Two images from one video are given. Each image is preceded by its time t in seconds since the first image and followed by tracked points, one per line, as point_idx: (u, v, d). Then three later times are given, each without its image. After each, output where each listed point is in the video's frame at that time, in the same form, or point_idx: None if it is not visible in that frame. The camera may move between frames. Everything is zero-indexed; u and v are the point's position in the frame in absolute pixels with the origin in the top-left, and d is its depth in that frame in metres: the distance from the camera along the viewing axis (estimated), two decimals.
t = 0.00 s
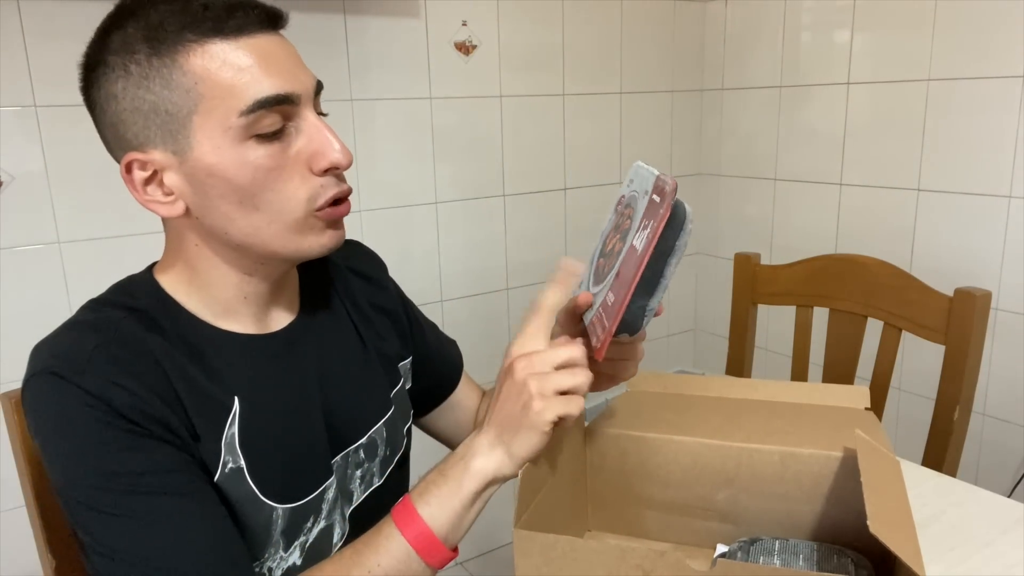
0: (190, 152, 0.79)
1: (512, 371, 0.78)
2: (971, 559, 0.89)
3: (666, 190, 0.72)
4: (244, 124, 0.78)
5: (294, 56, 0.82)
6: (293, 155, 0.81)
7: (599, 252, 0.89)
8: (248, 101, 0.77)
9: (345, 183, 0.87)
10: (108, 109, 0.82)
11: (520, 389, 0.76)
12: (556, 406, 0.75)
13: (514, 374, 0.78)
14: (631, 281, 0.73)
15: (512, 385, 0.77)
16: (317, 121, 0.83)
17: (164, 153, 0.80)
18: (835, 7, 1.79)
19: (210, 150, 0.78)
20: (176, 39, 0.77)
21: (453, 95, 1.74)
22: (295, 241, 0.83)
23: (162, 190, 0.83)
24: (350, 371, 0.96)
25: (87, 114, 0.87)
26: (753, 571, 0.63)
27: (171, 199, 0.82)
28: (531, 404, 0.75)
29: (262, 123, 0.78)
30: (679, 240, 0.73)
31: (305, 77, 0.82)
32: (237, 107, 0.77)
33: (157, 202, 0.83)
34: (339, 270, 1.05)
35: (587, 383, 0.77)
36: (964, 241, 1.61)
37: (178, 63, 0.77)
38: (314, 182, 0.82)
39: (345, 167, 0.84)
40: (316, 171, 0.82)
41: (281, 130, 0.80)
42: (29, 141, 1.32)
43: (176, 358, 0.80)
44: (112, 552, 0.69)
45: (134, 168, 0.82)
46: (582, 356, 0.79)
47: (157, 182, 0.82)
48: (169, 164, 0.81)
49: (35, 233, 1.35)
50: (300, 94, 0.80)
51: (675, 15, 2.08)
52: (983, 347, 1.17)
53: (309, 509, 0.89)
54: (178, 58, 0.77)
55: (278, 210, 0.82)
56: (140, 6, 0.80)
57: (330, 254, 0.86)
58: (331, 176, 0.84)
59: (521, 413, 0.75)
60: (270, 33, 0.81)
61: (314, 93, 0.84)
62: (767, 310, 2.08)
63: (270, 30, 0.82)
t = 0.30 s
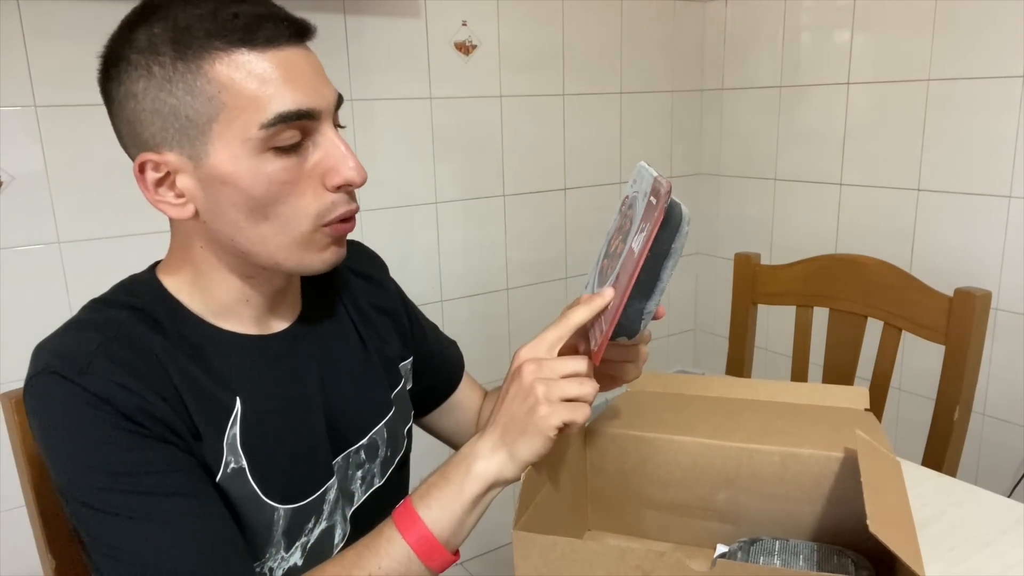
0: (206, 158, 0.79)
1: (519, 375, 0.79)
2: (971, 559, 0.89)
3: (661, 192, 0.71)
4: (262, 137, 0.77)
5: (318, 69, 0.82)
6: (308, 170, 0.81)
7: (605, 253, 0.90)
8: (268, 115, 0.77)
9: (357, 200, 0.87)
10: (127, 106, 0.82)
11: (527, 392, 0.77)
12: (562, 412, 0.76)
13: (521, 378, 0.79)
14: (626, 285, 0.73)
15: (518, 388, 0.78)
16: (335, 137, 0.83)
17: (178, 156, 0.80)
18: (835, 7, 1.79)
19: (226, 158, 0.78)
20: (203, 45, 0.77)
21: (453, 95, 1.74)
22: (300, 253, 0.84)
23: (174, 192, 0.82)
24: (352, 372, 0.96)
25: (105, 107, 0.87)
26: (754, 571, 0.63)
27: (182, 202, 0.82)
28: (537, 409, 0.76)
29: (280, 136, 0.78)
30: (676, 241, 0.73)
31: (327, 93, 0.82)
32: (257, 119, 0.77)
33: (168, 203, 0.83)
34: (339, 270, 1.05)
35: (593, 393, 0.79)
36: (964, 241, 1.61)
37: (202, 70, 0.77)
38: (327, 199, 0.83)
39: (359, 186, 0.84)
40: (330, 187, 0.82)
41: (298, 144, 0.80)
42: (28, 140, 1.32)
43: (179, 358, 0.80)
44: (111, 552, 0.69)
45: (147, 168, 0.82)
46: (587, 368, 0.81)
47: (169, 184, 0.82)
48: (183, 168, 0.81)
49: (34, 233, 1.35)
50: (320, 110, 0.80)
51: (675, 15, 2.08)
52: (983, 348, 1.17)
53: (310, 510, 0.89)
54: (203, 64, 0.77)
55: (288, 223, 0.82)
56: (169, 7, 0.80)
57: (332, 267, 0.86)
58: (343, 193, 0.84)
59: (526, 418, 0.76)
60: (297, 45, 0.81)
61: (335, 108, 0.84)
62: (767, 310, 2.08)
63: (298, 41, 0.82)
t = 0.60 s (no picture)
0: (216, 160, 0.79)
1: (513, 380, 0.80)
2: (971, 559, 0.89)
3: (678, 197, 0.72)
4: (274, 140, 0.78)
5: (329, 72, 0.82)
6: (319, 174, 0.81)
7: (615, 255, 0.91)
8: (281, 118, 0.77)
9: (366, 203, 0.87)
10: (137, 107, 0.82)
11: (522, 396, 0.78)
12: (559, 414, 0.76)
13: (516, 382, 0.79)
14: (638, 288, 0.74)
15: (513, 393, 0.79)
16: (346, 140, 0.83)
17: (189, 158, 0.80)
18: (835, 7, 1.79)
19: (237, 161, 0.78)
20: (216, 48, 0.77)
21: (453, 95, 1.74)
22: (311, 255, 0.84)
23: (183, 194, 0.82)
24: (353, 374, 0.96)
25: (114, 107, 0.86)
26: (754, 571, 0.63)
27: (192, 204, 0.82)
28: (534, 411, 0.76)
29: (292, 139, 0.78)
30: (691, 247, 0.74)
31: (339, 95, 0.82)
32: (269, 122, 0.77)
33: (178, 205, 0.82)
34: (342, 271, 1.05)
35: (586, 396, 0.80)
36: (964, 241, 1.61)
37: (214, 72, 0.77)
38: (337, 202, 0.83)
39: (369, 189, 0.84)
40: (340, 190, 0.82)
41: (310, 147, 0.80)
42: (28, 140, 1.32)
43: (180, 359, 0.80)
44: (110, 554, 0.69)
45: (157, 170, 0.82)
46: (581, 375, 0.81)
47: (179, 186, 0.82)
48: (194, 170, 0.81)
49: (34, 233, 1.35)
50: (332, 113, 0.80)
51: (675, 15, 2.08)
52: (983, 348, 1.17)
53: (310, 511, 0.89)
54: (215, 66, 0.77)
55: (298, 225, 0.82)
56: (180, 8, 0.80)
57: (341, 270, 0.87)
58: (353, 195, 0.84)
59: (522, 421, 0.76)
60: (309, 47, 0.81)
61: (346, 110, 0.84)
62: (767, 310, 2.08)
63: (309, 43, 0.82)
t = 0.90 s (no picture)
0: (220, 163, 0.79)
1: (511, 387, 0.80)
2: (971, 559, 0.89)
3: (682, 202, 0.72)
4: (278, 145, 0.77)
5: (336, 77, 0.82)
6: (323, 179, 0.81)
7: (618, 257, 0.90)
8: (285, 123, 0.77)
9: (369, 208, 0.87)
10: (142, 108, 0.82)
11: (520, 404, 0.78)
12: (556, 423, 0.76)
13: (514, 390, 0.79)
14: (643, 290, 0.75)
15: (511, 400, 0.79)
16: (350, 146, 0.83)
17: (193, 160, 0.80)
18: (835, 7, 1.79)
19: (240, 164, 0.78)
20: (223, 51, 0.77)
21: (453, 95, 1.74)
22: (312, 260, 0.84)
23: (186, 196, 0.82)
24: (354, 375, 0.96)
25: (120, 107, 0.87)
26: (754, 571, 0.63)
27: (195, 206, 0.82)
28: (532, 419, 0.76)
29: (296, 144, 0.78)
30: (695, 250, 0.74)
31: (344, 101, 0.82)
32: (273, 127, 0.77)
33: (181, 206, 0.83)
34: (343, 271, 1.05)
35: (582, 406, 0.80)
36: (964, 241, 1.61)
37: (220, 76, 0.77)
38: (340, 208, 0.83)
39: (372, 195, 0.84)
40: (343, 196, 0.82)
41: (314, 152, 0.80)
42: (27, 140, 1.32)
43: (180, 359, 0.80)
44: (107, 556, 0.69)
45: (161, 171, 0.82)
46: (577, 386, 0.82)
47: (183, 187, 0.82)
48: (197, 172, 0.81)
49: (34, 233, 1.35)
50: (337, 119, 0.80)
51: (675, 15, 2.08)
52: (983, 348, 1.17)
53: (310, 512, 0.89)
54: (220, 70, 0.77)
55: (300, 229, 0.82)
56: (188, 10, 0.80)
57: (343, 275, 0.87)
58: (356, 201, 0.84)
59: (518, 429, 0.76)
60: (315, 52, 0.81)
61: (351, 114, 0.84)
62: (766, 310, 2.08)
63: (316, 48, 0.82)
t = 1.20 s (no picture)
0: (219, 163, 0.79)
1: (511, 392, 0.79)
2: (971, 559, 0.89)
3: (680, 202, 0.72)
4: (277, 144, 0.77)
5: (333, 77, 0.82)
6: (321, 179, 0.81)
7: (619, 258, 0.90)
8: (283, 122, 0.77)
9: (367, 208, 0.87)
10: (141, 108, 0.82)
11: (520, 409, 0.77)
12: (557, 429, 0.76)
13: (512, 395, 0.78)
14: (641, 292, 0.74)
15: (510, 406, 0.78)
16: (348, 145, 0.83)
17: (192, 160, 0.80)
18: (835, 7, 1.79)
19: (239, 164, 0.78)
20: (221, 51, 0.77)
21: (453, 95, 1.74)
22: (311, 259, 0.84)
23: (185, 196, 0.82)
24: (353, 376, 0.96)
25: (118, 107, 0.87)
26: (754, 571, 0.63)
27: (194, 206, 0.82)
28: (532, 425, 0.75)
29: (294, 144, 0.78)
30: (694, 251, 0.74)
31: (342, 100, 0.82)
32: (271, 127, 0.77)
33: (180, 207, 0.83)
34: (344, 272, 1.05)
35: (583, 412, 0.79)
36: (964, 240, 1.61)
37: (218, 75, 0.77)
38: (338, 207, 0.83)
39: (369, 194, 0.84)
40: (341, 195, 0.82)
41: (312, 152, 0.80)
42: (28, 140, 1.32)
43: (181, 360, 0.80)
44: (106, 557, 0.69)
45: (160, 171, 0.82)
46: (578, 387, 0.81)
47: (181, 187, 0.82)
48: (196, 172, 0.81)
49: (34, 233, 1.35)
50: (335, 118, 0.80)
51: (675, 15, 2.08)
52: (983, 348, 1.17)
53: (310, 513, 0.89)
54: (219, 69, 0.77)
55: (298, 229, 0.82)
56: (185, 9, 0.80)
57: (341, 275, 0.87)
58: (354, 200, 0.84)
59: (518, 433, 0.76)
60: (312, 51, 0.81)
61: (349, 114, 0.84)
62: (766, 310, 2.08)
63: (313, 47, 0.82)
